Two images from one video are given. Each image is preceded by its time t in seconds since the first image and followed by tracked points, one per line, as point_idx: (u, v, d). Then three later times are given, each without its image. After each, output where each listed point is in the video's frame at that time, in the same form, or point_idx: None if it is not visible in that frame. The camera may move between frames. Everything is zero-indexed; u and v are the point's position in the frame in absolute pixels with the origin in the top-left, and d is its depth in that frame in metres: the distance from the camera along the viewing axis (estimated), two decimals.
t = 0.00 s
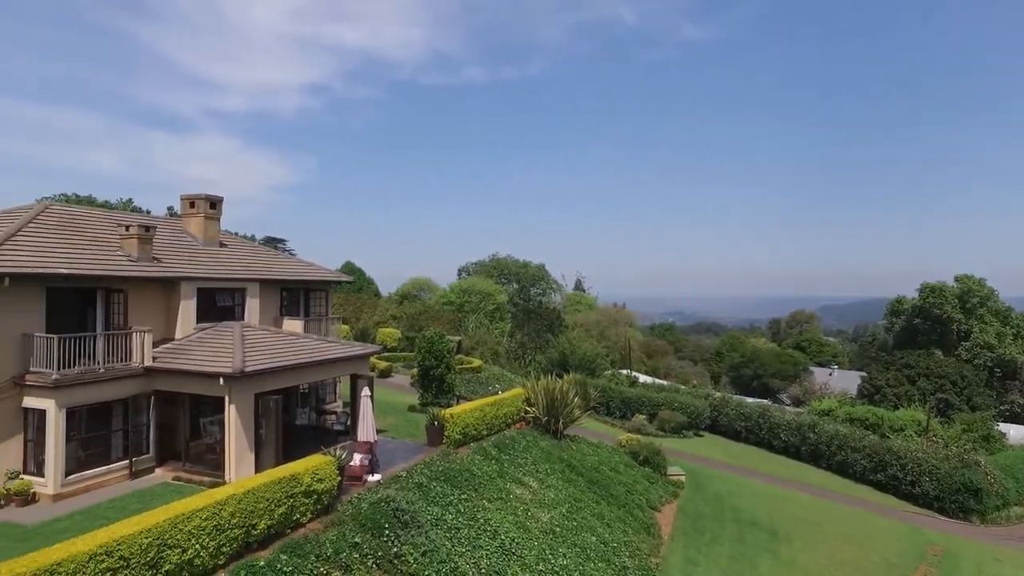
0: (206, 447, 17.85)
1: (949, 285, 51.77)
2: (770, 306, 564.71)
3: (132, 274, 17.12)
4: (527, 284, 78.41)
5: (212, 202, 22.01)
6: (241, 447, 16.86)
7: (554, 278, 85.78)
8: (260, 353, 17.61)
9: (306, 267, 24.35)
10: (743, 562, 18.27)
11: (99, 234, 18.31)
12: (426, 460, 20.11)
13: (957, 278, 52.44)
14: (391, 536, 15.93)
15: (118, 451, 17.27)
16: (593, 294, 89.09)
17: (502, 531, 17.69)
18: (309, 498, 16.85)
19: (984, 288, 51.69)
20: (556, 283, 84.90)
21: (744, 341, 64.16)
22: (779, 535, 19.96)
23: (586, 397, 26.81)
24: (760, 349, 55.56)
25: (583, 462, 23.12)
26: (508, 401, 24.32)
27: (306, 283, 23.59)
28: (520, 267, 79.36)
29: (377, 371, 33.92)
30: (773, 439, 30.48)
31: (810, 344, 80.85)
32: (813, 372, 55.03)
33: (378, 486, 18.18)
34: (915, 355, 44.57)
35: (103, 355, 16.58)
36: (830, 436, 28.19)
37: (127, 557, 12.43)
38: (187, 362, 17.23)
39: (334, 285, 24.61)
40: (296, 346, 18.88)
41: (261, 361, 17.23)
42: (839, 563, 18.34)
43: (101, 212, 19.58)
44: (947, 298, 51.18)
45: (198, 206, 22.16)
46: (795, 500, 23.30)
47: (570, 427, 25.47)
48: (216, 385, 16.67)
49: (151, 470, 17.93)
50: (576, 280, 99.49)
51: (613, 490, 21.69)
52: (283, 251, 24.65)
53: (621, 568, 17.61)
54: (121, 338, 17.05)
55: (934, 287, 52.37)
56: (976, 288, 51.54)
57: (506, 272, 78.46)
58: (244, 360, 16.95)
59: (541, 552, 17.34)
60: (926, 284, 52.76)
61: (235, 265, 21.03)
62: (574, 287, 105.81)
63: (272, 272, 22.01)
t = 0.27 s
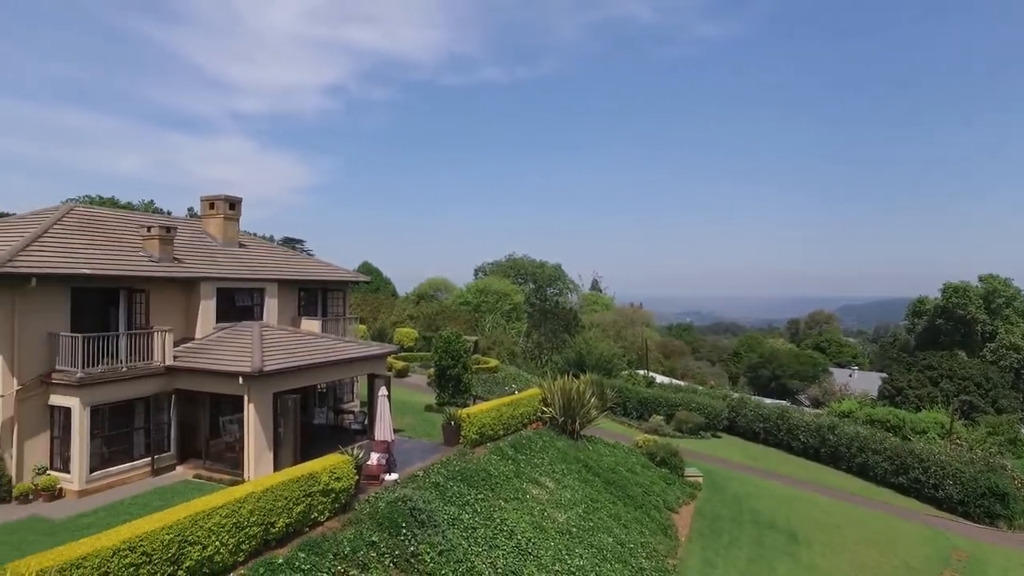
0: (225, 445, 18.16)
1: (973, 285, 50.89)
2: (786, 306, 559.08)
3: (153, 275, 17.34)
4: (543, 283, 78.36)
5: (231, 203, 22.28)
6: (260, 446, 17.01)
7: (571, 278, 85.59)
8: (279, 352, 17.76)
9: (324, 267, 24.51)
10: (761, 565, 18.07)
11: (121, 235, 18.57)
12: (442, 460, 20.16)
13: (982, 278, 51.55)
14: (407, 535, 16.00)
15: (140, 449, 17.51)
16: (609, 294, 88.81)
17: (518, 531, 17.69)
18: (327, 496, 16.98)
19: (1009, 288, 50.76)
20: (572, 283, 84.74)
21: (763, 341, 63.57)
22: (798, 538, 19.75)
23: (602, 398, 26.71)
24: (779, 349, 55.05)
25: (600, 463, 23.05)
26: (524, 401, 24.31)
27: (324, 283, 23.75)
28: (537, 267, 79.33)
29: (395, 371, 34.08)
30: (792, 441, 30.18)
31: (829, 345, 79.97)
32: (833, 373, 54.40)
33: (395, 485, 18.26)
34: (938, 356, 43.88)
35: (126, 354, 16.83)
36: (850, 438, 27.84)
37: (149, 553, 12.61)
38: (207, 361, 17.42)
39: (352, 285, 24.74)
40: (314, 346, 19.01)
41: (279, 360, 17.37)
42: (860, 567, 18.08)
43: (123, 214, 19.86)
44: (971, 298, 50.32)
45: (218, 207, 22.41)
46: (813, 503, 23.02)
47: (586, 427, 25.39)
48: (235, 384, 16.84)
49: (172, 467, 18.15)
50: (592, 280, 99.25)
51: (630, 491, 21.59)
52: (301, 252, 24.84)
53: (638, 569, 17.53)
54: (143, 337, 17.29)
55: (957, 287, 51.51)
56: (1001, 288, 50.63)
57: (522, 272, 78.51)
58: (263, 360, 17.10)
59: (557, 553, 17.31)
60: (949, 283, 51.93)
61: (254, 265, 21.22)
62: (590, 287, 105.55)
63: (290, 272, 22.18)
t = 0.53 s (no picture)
0: (249, 443, 18.48)
1: (1004, 285, 49.75)
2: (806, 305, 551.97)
3: (178, 275, 17.60)
4: (564, 283, 78.24)
5: (255, 204, 22.49)
6: (283, 444, 17.18)
7: (591, 278, 85.30)
8: (301, 352, 17.92)
9: (346, 267, 24.69)
10: (784, 569, 17.84)
11: (148, 236, 18.89)
12: (463, 459, 20.22)
13: (1014, 278, 50.47)
14: (428, 534, 16.08)
15: (167, 446, 17.81)
16: (630, 294, 88.40)
17: (539, 531, 17.67)
18: (349, 495, 17.10)
19: None
20: (593, 283, 84.48)
21: (786, 342, 62.79)
22: (822, 542, 19.48)
23: (623, 398, 26.57)
24: (803, 350, 54.40)
25: (620, 464, 22.95)
26: (545, 402, 24.29)
27: (345, 284, 23.93)
28: (558, 267, 79.26)
29: (415, 371, 34.27)
30: (815, 443, 29.81)
31: (854, 346, 78.79)
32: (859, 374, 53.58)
33: (416, 484, 18.35)
34: (968, 358, 42.98)
35: (152, 353, 17.10)
36: (875, 440, 27.41)
37: (175, 548, 12.82)
38: (230, 360, 17.64)
39: (373, 286, 24.89)
40: (335, 345, 19.17)
41: (302, 360, 17.52)
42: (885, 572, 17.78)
43: (150, 215, 20.20)
44: (1003, 298, 49.20)
45: (242, 209, 22.69)
46: (837, 506, 22.70)
47: (607, 428, 25.27)
48: (259, 383, 17.03)
49: (198, 465, 18.41)
50: (613, 280, 98.95)
51: (650, 492, 21.46)
52: (323, 252, 25.04)
53: (659, 571, 17.40)
54: (169, 337, 17.57)
55: (988, 288, 50.40)
56: None
57: (543, 272, 78.48)
58: (285, 359, 17.27)
59: (578, 553, 17.26)
60: (979, 283, 50.82)
61: (277, 265, 21.44)
62: (611, 288, 105.16)
63: (313, 272, 22.38)
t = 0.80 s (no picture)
0: (271, 441, 18.61)
1: None
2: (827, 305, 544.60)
3: (202, 275, 17.84)
4: (584, 283, 78.08)
5: (276, 205, 22.72)
6: (304, 443, 17.34)
7: (610, 278, 84.95)
8: (322, 351, 18.07)
9: (366, 268, 24.85)
10: (807, 573, 17.60)
11: (173, 237, 19.18)
12: (483, 459, 20.25)
13: None
14: (448, 534, 16.13)
15: (191, 444, 18.07)
16: (649, 294, 87.97)
17: (558, 532, 17.65)
18: (369, 493, 17.22)
19: None
20: (613, 283, 84.16)
21: (808, 343, 62.00)
22: (846, 546, 19.19)
23: (643, 399, 26.42)
24: (826, 351, 53.82)
25: (640, 465, 22.83)
26: (565, 402, 24.26)
27: (366, 284, 24.09)
28: (578, 267, 79.17)
29: (436, 371, 34.46)
30: (838, 445, 29.45)
31: (879, 347, 77.66)
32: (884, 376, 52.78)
33: (435, 483, 18.42)
34: (998, 360, 42.11)
35: (177, 351, 17.35)
36: (900, 443, 26.99)
37: (199, 544, 13.02)
38: (253, 359, 17.85)
39: (393, 286, 25.02)
40: (356, 345, 19.31)
41: (323, 359, 17.67)
42: None
43: (175, 216, 20.52)
44: None
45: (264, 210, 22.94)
46: (861, 509, 22.37)
47: (627, 428, 25.15)
48: (281, 383, 17.21)
49: (221, 462, 18.66)
50: (633, 280, 98.55)
51: (671, 494, 21.32)
52: (344, 252, 25.24)
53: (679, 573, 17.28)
54: (193, 336, 17.83)
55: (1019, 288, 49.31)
56: None
57: (563, 272, 78.45)
58: (307, 359, 17.43)
59: (597, 554, 17.21)
60: (1010, 283, 49.75)
61: (298, 266, 21.66)
62: (630, 287, 104.72)
63: (333, 272, 22.56)
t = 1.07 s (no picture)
0: (292, 440, 18.76)
1: None
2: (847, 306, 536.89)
3: (225, 275, 18.08)
4: (604, 284, 77.81)
5: (298, 206, 22.95)
6: (325, 442, 17.48)
7: (630, 278, 84.57)
8: (343, 351, 18.21)
9: (386, 268, 25.01)
10: None
11: (197, 238, 19.47)
12: (502, 459, 20.28)
13: None
14: (467, 533, 16.18)
15: (215, 442, 18.32)
16: (669, 294, 87.42)
17: (578, 532, 17.62)
18: (389, 492, 17.33)
19: None
20: (633, 283, 83.75)
21: (832, 343, 61.20)
22: (870, 550, 18.90)
23: (664, 400, 26.24)
24: (850, 352, 53.12)
25: (660, 466, 22.70)
26: (585, 402, 24.21)
27: (386, 284, 24.24)
28: (598, 267, 78.95)
29: (455, 371, 34.59)
30: (863, 447, 29.06)
31: (904, 348, 76.45)
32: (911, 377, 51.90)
33: (455, 483, 18.48)
34: None
35: (201, 351, 17.59)
36: (927, 446, 26.54)
37: (223, 540, 13.21)
38: (275, 358, 18.03)
39: (413, 286, 25.14)
40: (376, 345, 19.45)
41: (343, 359, 17.81)
42: None
43: (199, 217, 20.83)
44: None
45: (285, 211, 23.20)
46: (885, 513, 22.03)
47: (647, 429, 25.02)
48: (302, 382, 17.39)
49: (244, 461, 18.88)
50: (653, 280, 98.01)
51: (691, 495, 21.17)
52: (364, 253, 25.42)
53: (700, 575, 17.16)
54: (217, 335, 18.06)
55: None
56: None
57: (583, 272, 78.30)
58: (328, 358, 17.57)
59: (617, 555, 17.15)
60: None
61: (319, 266, 21.86)
62: (650, 287, 104.13)
63: (354, 273, 22.73)
